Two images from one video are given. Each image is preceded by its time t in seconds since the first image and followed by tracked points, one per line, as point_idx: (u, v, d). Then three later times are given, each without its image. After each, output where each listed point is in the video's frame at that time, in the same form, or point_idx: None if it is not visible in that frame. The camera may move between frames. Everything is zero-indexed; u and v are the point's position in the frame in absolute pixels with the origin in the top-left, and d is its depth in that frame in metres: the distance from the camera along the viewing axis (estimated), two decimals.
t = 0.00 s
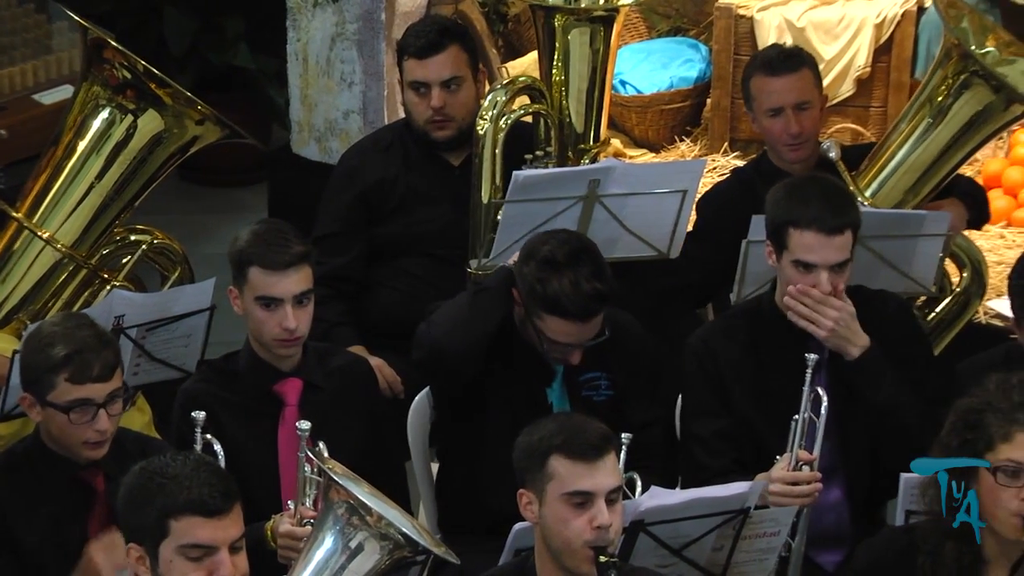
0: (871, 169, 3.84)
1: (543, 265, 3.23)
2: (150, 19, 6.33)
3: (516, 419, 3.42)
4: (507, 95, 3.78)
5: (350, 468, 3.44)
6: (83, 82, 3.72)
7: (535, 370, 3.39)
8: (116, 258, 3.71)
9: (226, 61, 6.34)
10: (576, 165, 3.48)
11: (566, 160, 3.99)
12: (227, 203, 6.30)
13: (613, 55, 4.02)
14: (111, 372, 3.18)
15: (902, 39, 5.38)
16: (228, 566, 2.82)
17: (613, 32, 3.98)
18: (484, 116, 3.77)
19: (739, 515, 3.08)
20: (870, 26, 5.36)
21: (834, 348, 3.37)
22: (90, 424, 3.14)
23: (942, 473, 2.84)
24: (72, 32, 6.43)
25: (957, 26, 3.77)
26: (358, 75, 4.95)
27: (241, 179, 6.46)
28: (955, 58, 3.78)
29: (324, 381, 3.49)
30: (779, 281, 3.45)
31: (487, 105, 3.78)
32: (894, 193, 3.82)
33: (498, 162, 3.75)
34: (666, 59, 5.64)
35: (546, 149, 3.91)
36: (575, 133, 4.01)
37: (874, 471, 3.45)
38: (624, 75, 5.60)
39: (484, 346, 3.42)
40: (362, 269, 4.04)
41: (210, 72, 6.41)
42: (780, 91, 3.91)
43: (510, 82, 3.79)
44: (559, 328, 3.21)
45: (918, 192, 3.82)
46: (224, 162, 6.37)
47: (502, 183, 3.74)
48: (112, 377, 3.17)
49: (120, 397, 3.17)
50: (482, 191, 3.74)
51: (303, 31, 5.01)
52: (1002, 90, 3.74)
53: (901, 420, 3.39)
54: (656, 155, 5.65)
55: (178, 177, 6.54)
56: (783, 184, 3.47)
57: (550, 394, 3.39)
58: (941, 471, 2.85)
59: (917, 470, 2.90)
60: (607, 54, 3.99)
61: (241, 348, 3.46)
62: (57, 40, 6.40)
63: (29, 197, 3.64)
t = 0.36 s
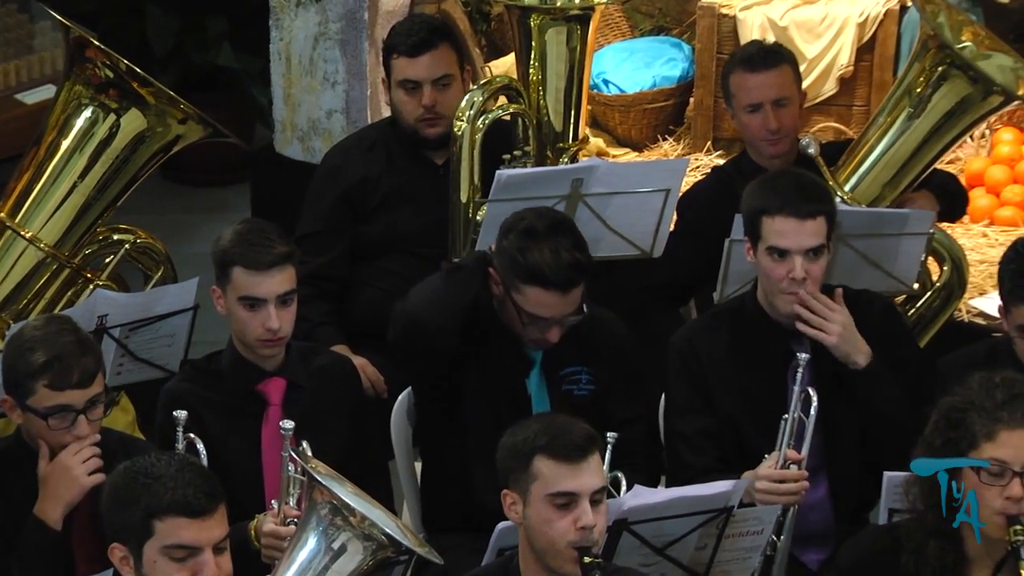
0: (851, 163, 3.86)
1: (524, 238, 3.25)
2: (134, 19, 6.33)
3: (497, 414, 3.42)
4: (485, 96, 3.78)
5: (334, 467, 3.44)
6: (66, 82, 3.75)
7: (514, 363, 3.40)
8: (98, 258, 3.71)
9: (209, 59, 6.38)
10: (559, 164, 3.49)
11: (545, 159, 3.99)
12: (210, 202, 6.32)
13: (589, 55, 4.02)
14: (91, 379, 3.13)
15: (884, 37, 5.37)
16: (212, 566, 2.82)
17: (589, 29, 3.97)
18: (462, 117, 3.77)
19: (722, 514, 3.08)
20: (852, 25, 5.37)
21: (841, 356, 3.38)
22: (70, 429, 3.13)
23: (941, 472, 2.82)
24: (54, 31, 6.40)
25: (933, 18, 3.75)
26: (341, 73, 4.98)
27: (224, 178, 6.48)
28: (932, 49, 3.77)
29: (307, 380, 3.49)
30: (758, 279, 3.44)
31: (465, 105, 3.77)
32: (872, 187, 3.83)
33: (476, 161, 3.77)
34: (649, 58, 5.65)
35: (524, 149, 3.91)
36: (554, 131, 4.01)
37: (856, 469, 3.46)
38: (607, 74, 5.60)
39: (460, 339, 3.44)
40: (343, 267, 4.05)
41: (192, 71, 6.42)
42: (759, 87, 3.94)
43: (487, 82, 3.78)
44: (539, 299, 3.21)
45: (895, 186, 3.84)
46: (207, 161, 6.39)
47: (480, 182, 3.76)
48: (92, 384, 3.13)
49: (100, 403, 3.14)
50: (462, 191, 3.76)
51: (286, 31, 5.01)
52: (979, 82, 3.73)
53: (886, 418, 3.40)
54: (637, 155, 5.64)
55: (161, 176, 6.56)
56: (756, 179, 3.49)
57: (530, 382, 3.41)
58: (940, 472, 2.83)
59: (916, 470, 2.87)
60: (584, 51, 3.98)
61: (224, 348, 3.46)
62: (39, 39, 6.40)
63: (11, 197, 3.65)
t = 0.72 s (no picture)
0: (833, 160, 3.86)
1: (492, 207, 3.30)
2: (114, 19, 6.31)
3: (475, 405, 3.42)
4: (456, 96, 3.78)
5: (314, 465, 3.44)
6: (45, 80, 3.75)
7: (490, 351, 3.41)
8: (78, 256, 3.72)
9: (188, 57, 6.37)
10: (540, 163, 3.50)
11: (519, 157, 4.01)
12: (191, 201, 6.32)
13: (561, 53, 4.03)
14: (75, 379, 3.12)
15: (865, 35, 5.36)
16: (192, 565, 2.81)
17: (560, 26, 3.98)
18: (434, 119, 3.77)
19: (704, 512, 3.08)
20: (833, 22, 5.35)
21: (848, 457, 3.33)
22: (52, 429, 3.12)
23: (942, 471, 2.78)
24: (35, 30, 6.34)
25: (915, 13, 3.77)
26: (322, 72, 4.99)
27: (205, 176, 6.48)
28: (915, 46, 3.78)
29: (289, 378, 3.49)
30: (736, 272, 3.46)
31: (437, 107, 3.77)
32: (855, 185, 3.84)
33: (449, 160, 3.77)
34: (630, 56, 5.61)
35: (496, 148, 3.92)
36: (528, 129, 4.02)
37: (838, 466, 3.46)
38: (586, 73, 5.58)
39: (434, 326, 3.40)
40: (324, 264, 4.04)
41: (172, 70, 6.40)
42: (738, 84, 3.98)
43: (458, 83, 3.79)
44: (506, 267, 3.23)
45: (878, 182, 3.83)
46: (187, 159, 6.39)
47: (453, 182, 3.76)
48: (76, 384, 3.13)
49: (84, 403, 3.14)
50: (435, 190, 3.76)
51: (267, 30, 5.02)
52: (961, 77, 3.75)
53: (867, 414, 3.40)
54: (618, 153, 5.60)
55: (140, 175, 6.55)
56: (731, 175, 3.52)
57: (506, 370, 3.41)
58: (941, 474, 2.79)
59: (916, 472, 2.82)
60: (556, 48, 3.99)
61: (205, 346, 3.45)
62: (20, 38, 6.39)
63: None
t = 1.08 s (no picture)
0: (817, 150, 3.87)
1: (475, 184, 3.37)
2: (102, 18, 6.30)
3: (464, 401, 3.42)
4: (437, 95, 3.78)
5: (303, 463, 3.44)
6: (32, 78, 3.75)
7: (478, 346, 3.41)
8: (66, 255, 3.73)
9: (177, 56, 6.35)
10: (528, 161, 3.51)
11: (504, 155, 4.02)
12: (180, 200, 6.32)
13: (543, 51, 4.03)
14: (64, 373, 3.13)
15: (853, 33, 5.36)
16: (181, 563, 2.81)
17: (541, 22, 3.98)
18: (417, 120, 3.77)
19: (693, 509, 3.07)
20: (821, 20, 5.36)
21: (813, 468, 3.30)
22: (41, 426, 3.11)
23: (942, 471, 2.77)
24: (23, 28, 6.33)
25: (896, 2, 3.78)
26: (310, 70, 5.00)
27: (194, 175, 6.47)
28: (897, 34, 3.79)
29: (277, 376, 3.49)
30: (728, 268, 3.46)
31: (419, 107, 3.77)
32: (839, 174, 3.85)
33: (432, 159, 3.77)
34: (618, 53, 5.60)
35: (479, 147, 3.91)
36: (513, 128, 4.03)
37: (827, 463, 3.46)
38: (575, 70, 5.58)
39: (420, 324, 3.39)
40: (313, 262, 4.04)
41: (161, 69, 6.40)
42: (727, 83, 3.99)
43: (441, 83, 3.80)
44: (490, 239, 3.27)
45: (861, 171, 3.85)
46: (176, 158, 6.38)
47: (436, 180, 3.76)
48: (65, 379, 3.13)
49: (73, 399, 3.14)
50: (419, 188, 3.76)
51: (254, 27, 5.04)
52: (942, 64, 3.75)
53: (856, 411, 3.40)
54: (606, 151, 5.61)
55: (129, 174, 6.54)
56: (719, 172, 3.53)
57: (496, 366, 3.41)
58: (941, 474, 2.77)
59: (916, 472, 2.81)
60: (537, 44, 3.99)
61: (193, 344, 3.45)
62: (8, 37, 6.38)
63: None
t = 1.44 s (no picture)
0: (799, 145, 3.85)
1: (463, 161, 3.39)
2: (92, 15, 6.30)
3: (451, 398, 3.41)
4: (422, 93, 3.78)
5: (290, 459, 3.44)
6: (21, 75, 3.76)
7: (462, 337, 3.42)
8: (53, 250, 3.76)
9: (165, 53, 6.36)
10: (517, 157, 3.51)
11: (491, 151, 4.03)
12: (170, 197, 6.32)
13: (528, 47, 4.07)
14: (54, 368, 3.13)
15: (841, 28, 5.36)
16: (169, 560, 2.80)
17: (527, 21, 4.02)
18: (404, 117, 3.76)
19: (682, 505, 3.07)
20: (809, 16, 5.36)
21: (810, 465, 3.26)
22: (31, 421, 3.11)
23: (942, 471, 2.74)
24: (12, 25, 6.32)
25: None
26: (298, 67, 5.01)
27: (183, 172, 6.47)
28: (869, 22, 3.80)
29: (265, 373, 3.49)
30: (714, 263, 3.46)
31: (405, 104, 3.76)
32: (823, 166, 3.83)
33: (419, 157, 3.75)
34: (607, 50, 5.59)
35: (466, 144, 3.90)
36: (500, 124, 4.04)
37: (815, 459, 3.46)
38: (564, 66, 5.56)
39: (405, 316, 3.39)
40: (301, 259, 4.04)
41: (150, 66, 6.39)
42: (709, 83, 3.99)
43: (426, 81, 3.80)
44: (474, 211, 3.27)
45: (845, 163, 3.84)
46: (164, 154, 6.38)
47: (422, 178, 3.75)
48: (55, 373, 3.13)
49: (63, 394, 3.14)
50: (406, 186, 3.74)
51: (243, 23, 5.03)
52: (917, 49, 3.75)
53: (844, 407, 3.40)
54: (595, 146, 5.62)
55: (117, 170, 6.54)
56: (702, 168, 3.54)
57: (479, 357, 3.41)
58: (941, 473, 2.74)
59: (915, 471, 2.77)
60: (522, 42, 4.03)
61: (181, 341, 3.45)
62: None
63: None
